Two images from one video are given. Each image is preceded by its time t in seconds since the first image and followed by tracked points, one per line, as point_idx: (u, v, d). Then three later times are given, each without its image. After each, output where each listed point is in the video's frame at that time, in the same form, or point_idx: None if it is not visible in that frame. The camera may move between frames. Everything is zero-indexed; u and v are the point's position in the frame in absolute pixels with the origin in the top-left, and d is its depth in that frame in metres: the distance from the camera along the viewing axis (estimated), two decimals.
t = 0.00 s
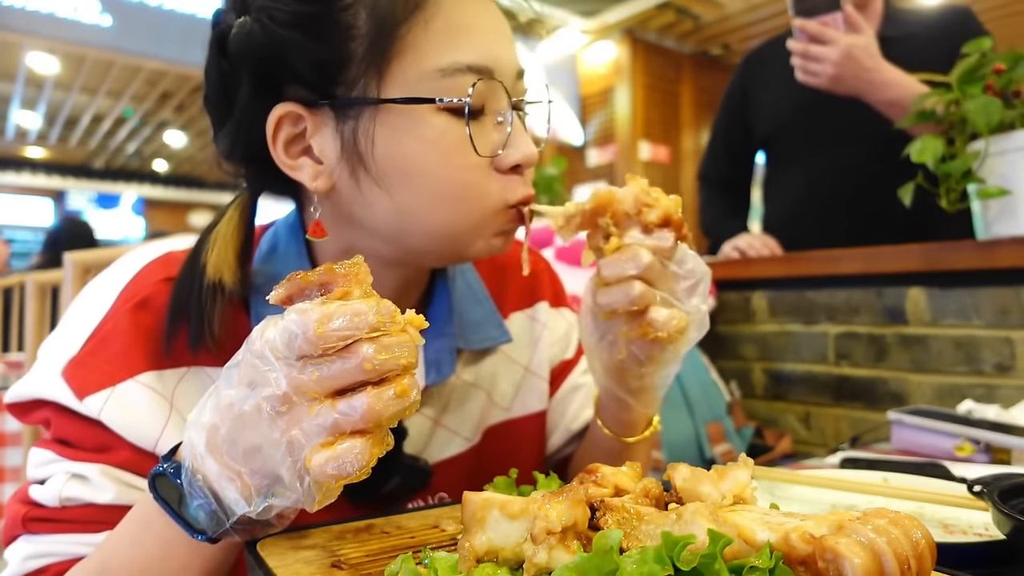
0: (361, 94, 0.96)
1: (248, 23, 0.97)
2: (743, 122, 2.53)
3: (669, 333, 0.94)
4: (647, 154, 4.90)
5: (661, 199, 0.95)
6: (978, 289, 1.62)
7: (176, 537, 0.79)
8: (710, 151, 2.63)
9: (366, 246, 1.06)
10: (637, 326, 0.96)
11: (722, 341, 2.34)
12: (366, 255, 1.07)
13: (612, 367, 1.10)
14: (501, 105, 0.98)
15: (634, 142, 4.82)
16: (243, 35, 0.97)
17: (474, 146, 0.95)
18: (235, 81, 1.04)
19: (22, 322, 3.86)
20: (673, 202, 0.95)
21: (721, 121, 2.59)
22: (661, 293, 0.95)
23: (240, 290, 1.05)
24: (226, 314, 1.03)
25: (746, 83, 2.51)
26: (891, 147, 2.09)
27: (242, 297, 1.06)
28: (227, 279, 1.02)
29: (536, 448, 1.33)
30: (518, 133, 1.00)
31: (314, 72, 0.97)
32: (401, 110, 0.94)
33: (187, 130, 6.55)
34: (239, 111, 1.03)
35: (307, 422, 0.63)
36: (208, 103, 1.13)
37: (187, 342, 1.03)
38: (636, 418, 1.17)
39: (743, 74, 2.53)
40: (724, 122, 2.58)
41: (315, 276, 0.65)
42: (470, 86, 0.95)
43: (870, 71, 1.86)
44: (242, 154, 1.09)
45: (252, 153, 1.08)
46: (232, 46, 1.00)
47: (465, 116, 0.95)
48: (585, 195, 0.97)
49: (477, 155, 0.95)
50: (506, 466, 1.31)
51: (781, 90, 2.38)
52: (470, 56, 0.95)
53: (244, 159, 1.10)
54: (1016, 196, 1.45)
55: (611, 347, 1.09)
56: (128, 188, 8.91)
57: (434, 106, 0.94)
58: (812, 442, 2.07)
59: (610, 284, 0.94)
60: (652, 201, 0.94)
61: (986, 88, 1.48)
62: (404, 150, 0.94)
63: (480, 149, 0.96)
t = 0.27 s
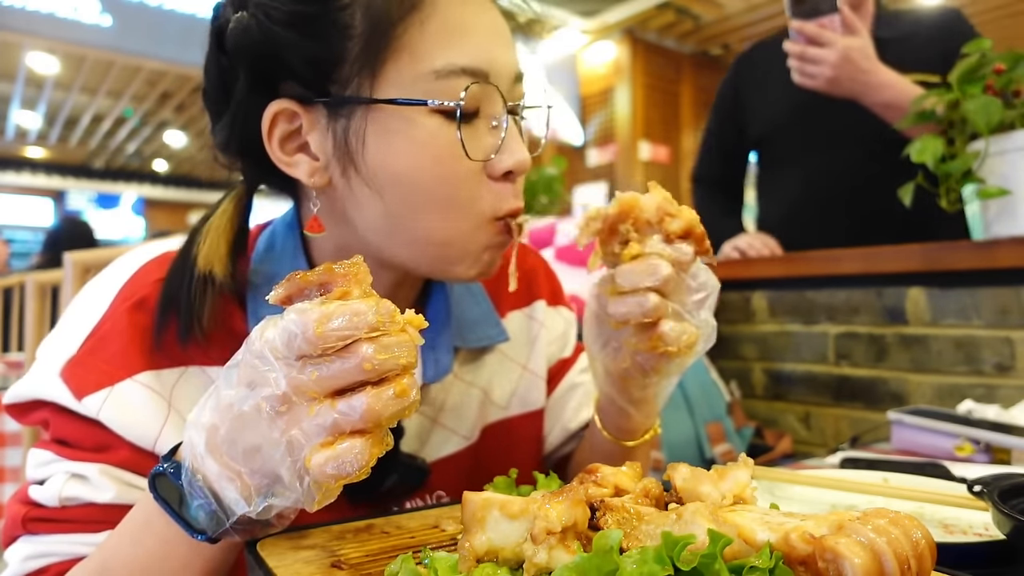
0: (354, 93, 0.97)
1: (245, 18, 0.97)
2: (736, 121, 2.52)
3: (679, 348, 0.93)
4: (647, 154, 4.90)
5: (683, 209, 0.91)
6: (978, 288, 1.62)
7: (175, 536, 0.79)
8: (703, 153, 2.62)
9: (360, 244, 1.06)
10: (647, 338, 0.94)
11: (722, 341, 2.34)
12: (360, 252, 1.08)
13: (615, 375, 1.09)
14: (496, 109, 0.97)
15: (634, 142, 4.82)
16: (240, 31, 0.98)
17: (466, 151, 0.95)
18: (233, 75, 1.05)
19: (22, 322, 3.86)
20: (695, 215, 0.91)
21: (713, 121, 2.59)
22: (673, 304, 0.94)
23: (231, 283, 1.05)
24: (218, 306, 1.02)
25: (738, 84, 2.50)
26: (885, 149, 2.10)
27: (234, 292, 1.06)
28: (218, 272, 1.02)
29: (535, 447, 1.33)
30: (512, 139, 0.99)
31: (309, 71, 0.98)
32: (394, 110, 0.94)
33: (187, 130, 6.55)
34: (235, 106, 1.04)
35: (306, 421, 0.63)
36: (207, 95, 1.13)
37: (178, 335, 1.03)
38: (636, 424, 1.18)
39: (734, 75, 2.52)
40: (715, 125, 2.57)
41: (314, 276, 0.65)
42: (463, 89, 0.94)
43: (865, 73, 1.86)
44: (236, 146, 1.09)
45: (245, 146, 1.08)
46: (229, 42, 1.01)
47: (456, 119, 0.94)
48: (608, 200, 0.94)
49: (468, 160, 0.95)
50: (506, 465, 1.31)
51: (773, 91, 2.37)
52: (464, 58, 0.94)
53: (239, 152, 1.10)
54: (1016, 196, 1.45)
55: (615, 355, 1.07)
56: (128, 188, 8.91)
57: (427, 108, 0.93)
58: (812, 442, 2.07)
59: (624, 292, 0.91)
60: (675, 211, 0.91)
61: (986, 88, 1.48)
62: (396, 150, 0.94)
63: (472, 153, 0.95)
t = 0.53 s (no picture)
0: (348, 91, 0.97)
1: (240, 16, 0.99)
2: (732, 121, 2.51)
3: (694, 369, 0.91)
4: (647, 154, 4.89)
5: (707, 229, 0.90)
6: (977, 288, 1.62)
7: (175, 536, 0.79)
8: (698, 153, 2.60)
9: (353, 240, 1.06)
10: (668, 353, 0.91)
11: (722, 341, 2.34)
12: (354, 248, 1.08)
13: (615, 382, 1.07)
14: (491, 109, 0.97)
15: (634, 142, 4.82)
16: (235, 29, 0.99)
17: (458, 151, 0.94)
18: (227, 73, 1.06)
19: (22, 322, 3.86)
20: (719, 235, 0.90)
21: (708, 121, 2.59)
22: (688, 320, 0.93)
23: (226, 278, 1.06)
24: (215, 301, 1.03)
25: (735, 85, 2.50)
26: (882, 151, 2.11)
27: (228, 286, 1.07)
28: (214, 265, 1.03)
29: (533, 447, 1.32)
30: (508, 139, 0.98)
31: (304, 69, 0.99)
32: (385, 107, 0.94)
33: (187, 130, 6.55)
34: (231, 104, 1.04)
35: (306, 422, 0.63)
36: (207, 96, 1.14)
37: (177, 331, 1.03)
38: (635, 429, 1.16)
39: (729, 77, 2.52)
40: (710, 125, 2.57)
41: (314, 276, 0.65)
42: (457, 88, 0.94)
43: (873, 75, 1.85)
44: (232, 143, 1.10)
45: (240, 142, 1.09)
46: (224, 40, 1.02)
47: (448, 118, 0.94)
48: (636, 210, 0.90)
49: (460, 159, 0.94)
50: (506, 465, 1.31)
51: (770, 91, 2.37)
52: (459, 58, 0.94)
53: (235, 149, 1.11)
54: (1016, 195, 1.45)
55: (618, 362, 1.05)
56: (128, 188, 8.91)
57: (421, 108, 0.93)
58: (812, 442, 2.07)
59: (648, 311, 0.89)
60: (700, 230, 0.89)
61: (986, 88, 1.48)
62: (387, 147, 0.94)
63: (465, 152, 0.95)
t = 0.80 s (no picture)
0: (334, 84, 0.98)
1: (233, 10, 1.00)
2: (728, 121, 2.52)
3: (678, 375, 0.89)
4: (647, 154, 4.89)
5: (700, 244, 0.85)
6: (977, 288, 1.62)
7: (176, 536, 0.79)
8: (693, 153, 2.61)
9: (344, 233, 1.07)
10: (659, 367, 0.88)
11: (722, 341, 2.33)
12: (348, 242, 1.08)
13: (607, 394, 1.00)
14: (480, 102, 0.96)
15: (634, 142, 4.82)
16: (228, 23, 1.01)
17: (443, 142, 0.93)
18: (221, 67, 1.07)
19: (22, 321, 3.86)
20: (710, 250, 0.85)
21: (706, 119, 2.59)
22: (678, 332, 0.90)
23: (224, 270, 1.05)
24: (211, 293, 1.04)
25: (728, 85, 2.50)
26: (880, 150, 2.11)
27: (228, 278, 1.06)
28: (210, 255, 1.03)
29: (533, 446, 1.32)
30: (498, 132, 0.97)
31: (293, 62, 1.00)
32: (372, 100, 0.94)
33: (187, 130, 6.55)
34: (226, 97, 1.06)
35: (305, 426, 0.63)
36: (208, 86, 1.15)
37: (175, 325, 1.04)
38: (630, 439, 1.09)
39: (725, 75, 2.51)
40: (707, 127, 2.57)
41: (315, 279, 0.64)
42: (441, 80, 0.94)
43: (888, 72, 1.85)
44: (228, 135, 1.12)
45: (235, 134, 1.10)
46: (218, 35, 1.03)
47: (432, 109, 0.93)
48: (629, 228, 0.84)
49: (445, 151, 0.93)
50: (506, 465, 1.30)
51: (768, 92, 2.37)
52: (445, 49, 0.94)
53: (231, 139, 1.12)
54: (1016, 195, 1.45)
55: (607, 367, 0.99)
56: (127, 188, 8.91)
57: (405, 99, 0.93)
58: (812, 442, 2.07)
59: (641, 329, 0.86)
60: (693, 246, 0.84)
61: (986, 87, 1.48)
62: (372, 140, 0.94)
63: (450, 144, 0.94)
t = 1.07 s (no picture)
0: (323, 79, 0.98)
1: (225, 8, 1.01)
2: (726, 121, 2.52)
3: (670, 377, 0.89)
4: (647, 154, 4.89)
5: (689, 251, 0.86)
6: (977, 288, 1.62)
7: (176, 537, 0.79)
8: (692, 154, 2.64)
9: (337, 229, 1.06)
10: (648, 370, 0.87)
11: (722, 341, 2.33)
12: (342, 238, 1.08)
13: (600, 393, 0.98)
14: (467, 94, 0.96)
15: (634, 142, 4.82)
16: (221, 20, 1.01)
17: (427, 135, 0.93)
18: (215, 63, 1.08)
19: (22, 322, 3.86)
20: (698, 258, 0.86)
21: (704, 118, 2.59)
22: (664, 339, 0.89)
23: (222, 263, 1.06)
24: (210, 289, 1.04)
25: (727, 86, 2.50)
26: (882, 149, 2.11)
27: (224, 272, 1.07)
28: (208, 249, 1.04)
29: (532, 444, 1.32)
30: (487, 124, 0.97)
31: (282, 57, 1.00)
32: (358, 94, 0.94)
33: (187, 130, 6.54)
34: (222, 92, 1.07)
35: (305, 428, 0.63)
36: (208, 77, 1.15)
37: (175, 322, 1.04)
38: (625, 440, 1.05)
39: (723, 75, 2.52)
40: (705, 126, 2.58)
41: (316, 281, 0.65)
42: (424, 72, 0.93)
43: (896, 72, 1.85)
44: (224, 131, 1.12)
45: (231, 130, 1.11)
46: (213, 32, 1.04)
47: (415, 102, 0.93)
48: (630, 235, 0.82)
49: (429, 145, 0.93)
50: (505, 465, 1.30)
51: (766, 92, 2.37)
52: (431, 42, 0.93)
53: (227, 135, 1.13)
54: (1016, 195, 1.45)
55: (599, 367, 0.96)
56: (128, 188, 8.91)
57: (389, 92, 0.93)
58: (812, 442, 2.07)
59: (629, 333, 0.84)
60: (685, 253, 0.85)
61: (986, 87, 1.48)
62: (360, 135, 0.94)
63: (435, 138, 0.94)
